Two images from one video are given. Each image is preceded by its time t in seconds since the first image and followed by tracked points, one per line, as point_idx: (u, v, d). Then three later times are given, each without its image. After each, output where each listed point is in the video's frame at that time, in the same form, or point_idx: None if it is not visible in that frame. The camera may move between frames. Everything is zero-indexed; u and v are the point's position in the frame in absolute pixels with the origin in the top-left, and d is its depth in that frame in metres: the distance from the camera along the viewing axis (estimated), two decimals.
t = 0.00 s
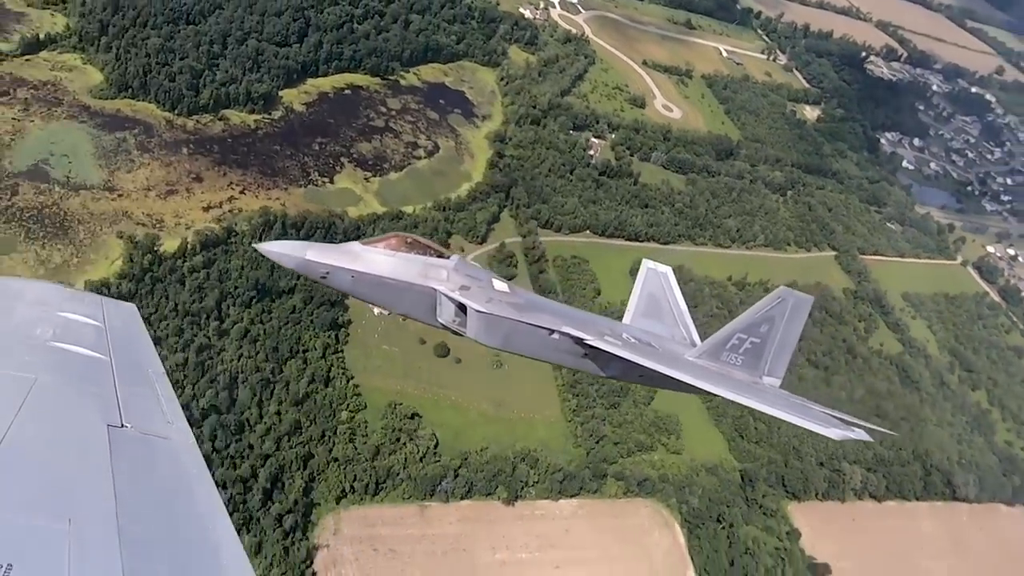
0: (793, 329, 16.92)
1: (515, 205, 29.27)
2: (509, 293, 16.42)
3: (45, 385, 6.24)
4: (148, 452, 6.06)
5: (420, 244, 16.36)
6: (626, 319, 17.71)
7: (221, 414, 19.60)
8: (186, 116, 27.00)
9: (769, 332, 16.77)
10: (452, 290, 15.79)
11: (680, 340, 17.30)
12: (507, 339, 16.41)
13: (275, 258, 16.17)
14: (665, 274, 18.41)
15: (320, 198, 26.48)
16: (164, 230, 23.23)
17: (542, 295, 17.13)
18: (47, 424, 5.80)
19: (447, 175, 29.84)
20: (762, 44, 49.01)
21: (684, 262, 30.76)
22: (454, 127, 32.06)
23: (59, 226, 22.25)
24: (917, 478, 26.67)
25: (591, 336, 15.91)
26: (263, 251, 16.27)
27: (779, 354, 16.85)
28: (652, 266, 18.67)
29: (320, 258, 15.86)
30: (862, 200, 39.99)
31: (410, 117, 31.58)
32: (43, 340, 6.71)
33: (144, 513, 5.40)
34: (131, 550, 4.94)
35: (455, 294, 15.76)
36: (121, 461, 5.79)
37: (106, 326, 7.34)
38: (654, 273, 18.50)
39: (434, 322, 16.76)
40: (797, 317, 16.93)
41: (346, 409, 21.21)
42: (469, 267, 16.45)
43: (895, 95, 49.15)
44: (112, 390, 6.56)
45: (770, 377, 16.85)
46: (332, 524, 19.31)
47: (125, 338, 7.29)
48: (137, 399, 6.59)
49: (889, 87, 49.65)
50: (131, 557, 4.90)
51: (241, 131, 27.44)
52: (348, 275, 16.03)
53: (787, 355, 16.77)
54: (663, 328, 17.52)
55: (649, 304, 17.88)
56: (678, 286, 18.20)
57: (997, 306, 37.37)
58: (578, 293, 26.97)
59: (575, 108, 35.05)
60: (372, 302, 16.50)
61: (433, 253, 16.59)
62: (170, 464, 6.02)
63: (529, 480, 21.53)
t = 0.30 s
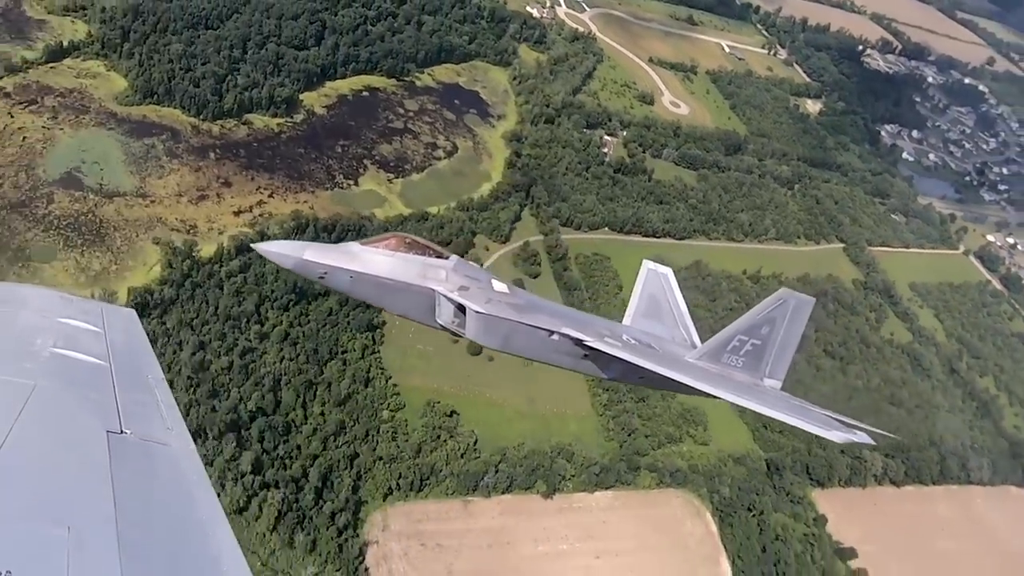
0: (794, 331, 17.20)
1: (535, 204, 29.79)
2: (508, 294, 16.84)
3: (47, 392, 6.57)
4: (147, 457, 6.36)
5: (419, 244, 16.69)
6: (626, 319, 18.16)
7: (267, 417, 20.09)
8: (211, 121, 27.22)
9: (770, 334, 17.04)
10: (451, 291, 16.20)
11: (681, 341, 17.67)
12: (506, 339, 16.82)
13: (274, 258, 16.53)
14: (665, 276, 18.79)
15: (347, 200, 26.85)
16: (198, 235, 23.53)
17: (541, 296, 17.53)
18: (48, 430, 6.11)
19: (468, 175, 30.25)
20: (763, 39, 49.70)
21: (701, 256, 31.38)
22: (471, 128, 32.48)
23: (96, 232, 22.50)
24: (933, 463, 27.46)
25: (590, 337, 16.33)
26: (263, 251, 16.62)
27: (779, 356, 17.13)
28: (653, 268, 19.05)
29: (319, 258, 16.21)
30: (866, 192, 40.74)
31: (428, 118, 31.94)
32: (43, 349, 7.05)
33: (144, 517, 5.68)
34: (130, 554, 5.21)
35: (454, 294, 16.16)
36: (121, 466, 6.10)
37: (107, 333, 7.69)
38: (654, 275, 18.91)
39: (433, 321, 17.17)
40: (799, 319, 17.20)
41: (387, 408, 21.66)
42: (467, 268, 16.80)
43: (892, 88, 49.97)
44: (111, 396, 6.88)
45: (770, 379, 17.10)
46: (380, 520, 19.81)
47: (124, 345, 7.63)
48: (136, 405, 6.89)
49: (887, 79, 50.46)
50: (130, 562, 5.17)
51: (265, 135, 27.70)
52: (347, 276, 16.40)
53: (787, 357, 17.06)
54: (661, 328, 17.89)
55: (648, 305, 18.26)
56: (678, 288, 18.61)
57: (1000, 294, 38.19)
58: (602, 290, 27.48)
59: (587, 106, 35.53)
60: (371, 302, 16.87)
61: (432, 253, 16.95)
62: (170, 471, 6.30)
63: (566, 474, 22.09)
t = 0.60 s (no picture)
0: (795, 336, 17.71)
1: (554, 204, 30.29)
2: (506, 299, 17.26)
3: (50, 394, 7.44)
4: (145, 457, 7.22)
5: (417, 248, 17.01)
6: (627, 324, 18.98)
7: (313, 419, 20.54)
8: (236, 127, 27.46)
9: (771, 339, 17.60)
10: (449, 296, 16.54)
11: (682, 346, 18.48)
12: (503, 343, 17.23)
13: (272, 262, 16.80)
14: (665, 282, 19.54)
15: (373, 203, 27.21)
16: (231, 241, 23.82)
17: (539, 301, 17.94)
18: (51, 432, 6.99)
19: (487, 176, 30.69)
20: (762, 37, 50.53)
21: (716, 252, 31.95)
22: (487, 129, 32.91)
23: (133, 241, 22.77)
24: (948, 451, 28.23)
25: (589, 342, 16.74)
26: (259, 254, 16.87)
27: (780, 361, 17.70)
28: (653, 274, 19.77)
29: (317, 263, 16.50)
30: (870, 185, 41.44)
31: (445, 120, 32.33)
32: (46, 352, 7.90)
33: (140, 515, 6.50)
34: (125, 552, 6.01)
35: (451, 299, 16.55)
36: (121, 466, 6.95)
37: (109, 335, 8.56)
38: (654, 280, 19.66)
39: (431, 325, 17.51)
40: (801, 324, 17.68)
41: (427, 408, 22.07)
42: (465, 272, 17.14)
43: (890, 82, 50.76)
44: (112, 398, 7.75)
45: (771, 384, 17.73)
46: (425, 518, 20.18)
47: (124, 348, 8.50)
48: (136, 407, 7.74)
49: (884, 74, 51.27)
50: (125, 559, 5.95)
51: (289, 140, 27.99)
52: (344, 280, 16.68)
53: (788, 362, 17.64)
54: (662, 333, 18.75)
55: (648, 310, 19.09)
56: (677, 294, 19.40)
57: (1005, 283, 38.91)
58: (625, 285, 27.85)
59: (599, 106, 36.02)
60: (369, 306, 17.17)
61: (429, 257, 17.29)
62: (168, 472, 7.16)
63: (602, 469, 22.63)
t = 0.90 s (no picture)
0: (795, 343, 18.25)
1: (573, 205, 30.73)
2: (504, 303, 17.74)
3: (47, 393, 7.15)
4: (144, 458, 6.94)
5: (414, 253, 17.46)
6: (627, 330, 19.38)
7: (356, 422, 21.00)
8: (260, 134, 27.68)
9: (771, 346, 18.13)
10: (448, 300, 17.00)
11: (681, 353, 18.96)
12: (502, 349, 17.67)
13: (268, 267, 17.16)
14: (664, 289, 20.00)
15: (397, 207, 27.55)
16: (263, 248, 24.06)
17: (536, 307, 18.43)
18: (50, 432, 6.75)
19: (506, 179, 31.10)
20: (762, 34, 51.29)
21: (731, 248, 32.50)
22: (503, 131, 33.33)
23: (169, 250, 22.99)
24: (960, 440, 29.06)
25: (589, 348, 17.26)
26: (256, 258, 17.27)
27: (781, 367, 18.19)
28: (653, 281, 20.21)
29: (313, 267, 16.89)
30: (873, 180, 42.20)
31: (461, 123, 32.71)
32: (46, 351, 7.60)
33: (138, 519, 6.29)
34: (125, 556, 5.83)
35: (450, 303, 17.00)
36: (119, 467, 6.71)
37: (106, 331, 8.24)
38: (654, 286, 20.17)
39: (428, 330, 17.94)
40: (800, 331, 18.24)
41: (464, 408, 22.47)
42: (462, 277, 17.62)
43: (887, 77, 51.50)
44: (112, 398, 7.44)
45: (772, 391, 18.18)
46: (469, 516, 20.69)
47: (123, 345, 8.17)
48: (134, 407, 7.44)
49: (881, 69, 52.01)
50: (125, 565, 5.78)
51: (312, 145, 28.24)
52: (341, 284, 17.06)
53: (787, 369, 18.15)
54: (662, 339, 19.18)
55: (648, 316, 19.52)
56: (676, 301, 19.84)
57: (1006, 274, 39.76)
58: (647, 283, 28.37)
59: (610, 106, 36.50)
60: (367, 310, 17.54)
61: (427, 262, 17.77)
62: (167, 472, 6.90)
63: (635, 464, 23.15)
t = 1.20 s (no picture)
0: (797, 344, 18.30)
1: (591, 205, 31.21)
2: (502, 304, 18.11)
3: (45, 390, 6.67)
4: (143, 455, 6.41)
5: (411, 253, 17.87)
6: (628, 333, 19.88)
7: (397, 424, 21.45)
8: (284, 140, 27.94)
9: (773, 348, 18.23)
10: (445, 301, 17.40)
11: (681, 355, 19.33)
12: (501, 349, 18.06)
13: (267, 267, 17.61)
14: (665, 292, 20.38)
15: (421, 210, 27.93)
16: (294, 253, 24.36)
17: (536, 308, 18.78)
18: (49, 428, 6.25)
19: (524, 180, 31.55)
20: (761, 32, 52.11)
21: (744, 244, 33.12)
22: (518, 133, 33.80)
23: (205, 257, 23.25)
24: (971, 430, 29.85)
25: (587, 348, 17.60)
26: (256, 260, 17.70)
27: (782, 369, 18.28)
28: (653, 284, 20.59)
29: (311, 267, 17.32)
30: (876, 174, 42.99)
31: (477, 126, 33.14)
32: (49, 348, 7.19)
33: (139, 516, 5.74)
34: (128, 552, 5.29)
35: (449, 304, 17.41)
36: (119, 463, 6.19)
37: (104, 332, 7.79)
38: (654, 289, 20.57)
39: (427, 330, 18.34)
40: (803, 331, 18.29)
41: (500, 408, 22.85)
42: (460, 278, 18.01)
43: (885, 72, 52.23)
44: (111, 397, 6.94)
45: (773, 393, 18.29)
46: (511, 514, 21.20)
47: (121, 345, 7.73)
48: (134, 406, 6.94)
49: (878, 64, 52.78)
50: (128, 562, 5.21)
51: (335, 151, 28.55)
52: (338, 284, 17.48)
53: (788, 371, 18.23)
54: (662, 342, 19.63)
55: (647, 320, 20.02)
56: (677, 305, 20.28)
57: (1007, 266, 40.60)
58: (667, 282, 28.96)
59: (621, 106, 37.02)
60: (365, 310, 17.94)
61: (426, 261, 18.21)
62: (167, 470, 6.34)
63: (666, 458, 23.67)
